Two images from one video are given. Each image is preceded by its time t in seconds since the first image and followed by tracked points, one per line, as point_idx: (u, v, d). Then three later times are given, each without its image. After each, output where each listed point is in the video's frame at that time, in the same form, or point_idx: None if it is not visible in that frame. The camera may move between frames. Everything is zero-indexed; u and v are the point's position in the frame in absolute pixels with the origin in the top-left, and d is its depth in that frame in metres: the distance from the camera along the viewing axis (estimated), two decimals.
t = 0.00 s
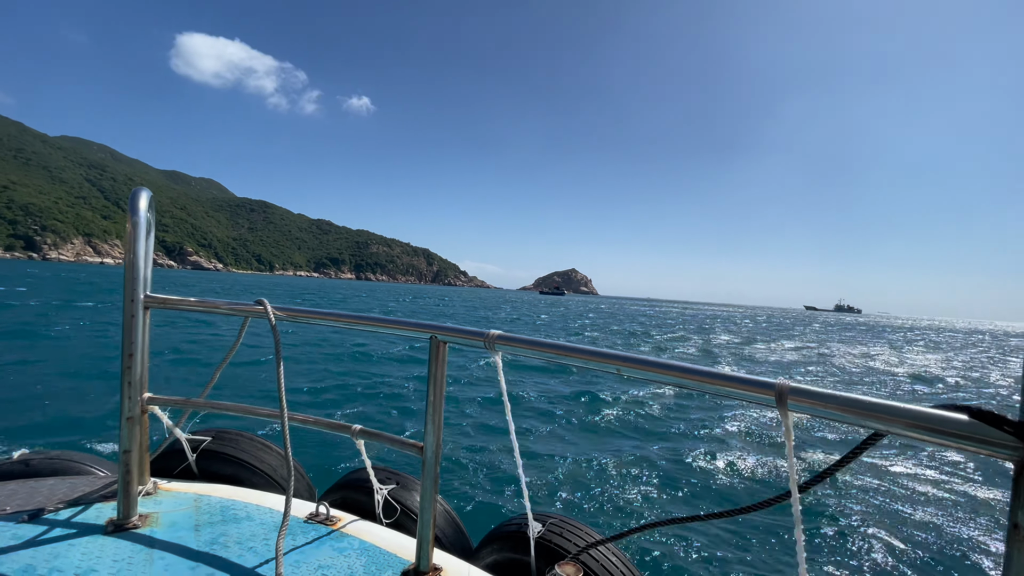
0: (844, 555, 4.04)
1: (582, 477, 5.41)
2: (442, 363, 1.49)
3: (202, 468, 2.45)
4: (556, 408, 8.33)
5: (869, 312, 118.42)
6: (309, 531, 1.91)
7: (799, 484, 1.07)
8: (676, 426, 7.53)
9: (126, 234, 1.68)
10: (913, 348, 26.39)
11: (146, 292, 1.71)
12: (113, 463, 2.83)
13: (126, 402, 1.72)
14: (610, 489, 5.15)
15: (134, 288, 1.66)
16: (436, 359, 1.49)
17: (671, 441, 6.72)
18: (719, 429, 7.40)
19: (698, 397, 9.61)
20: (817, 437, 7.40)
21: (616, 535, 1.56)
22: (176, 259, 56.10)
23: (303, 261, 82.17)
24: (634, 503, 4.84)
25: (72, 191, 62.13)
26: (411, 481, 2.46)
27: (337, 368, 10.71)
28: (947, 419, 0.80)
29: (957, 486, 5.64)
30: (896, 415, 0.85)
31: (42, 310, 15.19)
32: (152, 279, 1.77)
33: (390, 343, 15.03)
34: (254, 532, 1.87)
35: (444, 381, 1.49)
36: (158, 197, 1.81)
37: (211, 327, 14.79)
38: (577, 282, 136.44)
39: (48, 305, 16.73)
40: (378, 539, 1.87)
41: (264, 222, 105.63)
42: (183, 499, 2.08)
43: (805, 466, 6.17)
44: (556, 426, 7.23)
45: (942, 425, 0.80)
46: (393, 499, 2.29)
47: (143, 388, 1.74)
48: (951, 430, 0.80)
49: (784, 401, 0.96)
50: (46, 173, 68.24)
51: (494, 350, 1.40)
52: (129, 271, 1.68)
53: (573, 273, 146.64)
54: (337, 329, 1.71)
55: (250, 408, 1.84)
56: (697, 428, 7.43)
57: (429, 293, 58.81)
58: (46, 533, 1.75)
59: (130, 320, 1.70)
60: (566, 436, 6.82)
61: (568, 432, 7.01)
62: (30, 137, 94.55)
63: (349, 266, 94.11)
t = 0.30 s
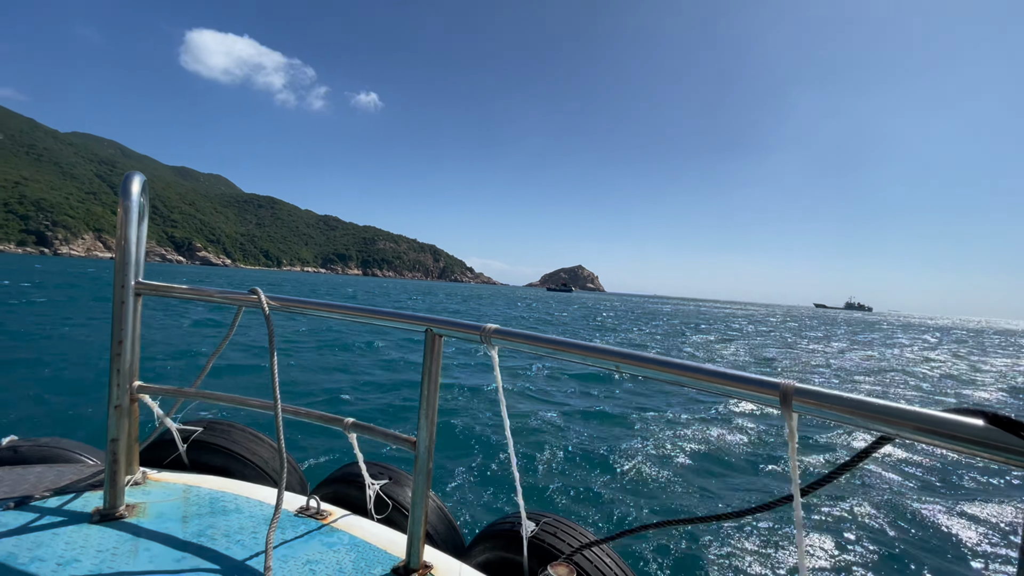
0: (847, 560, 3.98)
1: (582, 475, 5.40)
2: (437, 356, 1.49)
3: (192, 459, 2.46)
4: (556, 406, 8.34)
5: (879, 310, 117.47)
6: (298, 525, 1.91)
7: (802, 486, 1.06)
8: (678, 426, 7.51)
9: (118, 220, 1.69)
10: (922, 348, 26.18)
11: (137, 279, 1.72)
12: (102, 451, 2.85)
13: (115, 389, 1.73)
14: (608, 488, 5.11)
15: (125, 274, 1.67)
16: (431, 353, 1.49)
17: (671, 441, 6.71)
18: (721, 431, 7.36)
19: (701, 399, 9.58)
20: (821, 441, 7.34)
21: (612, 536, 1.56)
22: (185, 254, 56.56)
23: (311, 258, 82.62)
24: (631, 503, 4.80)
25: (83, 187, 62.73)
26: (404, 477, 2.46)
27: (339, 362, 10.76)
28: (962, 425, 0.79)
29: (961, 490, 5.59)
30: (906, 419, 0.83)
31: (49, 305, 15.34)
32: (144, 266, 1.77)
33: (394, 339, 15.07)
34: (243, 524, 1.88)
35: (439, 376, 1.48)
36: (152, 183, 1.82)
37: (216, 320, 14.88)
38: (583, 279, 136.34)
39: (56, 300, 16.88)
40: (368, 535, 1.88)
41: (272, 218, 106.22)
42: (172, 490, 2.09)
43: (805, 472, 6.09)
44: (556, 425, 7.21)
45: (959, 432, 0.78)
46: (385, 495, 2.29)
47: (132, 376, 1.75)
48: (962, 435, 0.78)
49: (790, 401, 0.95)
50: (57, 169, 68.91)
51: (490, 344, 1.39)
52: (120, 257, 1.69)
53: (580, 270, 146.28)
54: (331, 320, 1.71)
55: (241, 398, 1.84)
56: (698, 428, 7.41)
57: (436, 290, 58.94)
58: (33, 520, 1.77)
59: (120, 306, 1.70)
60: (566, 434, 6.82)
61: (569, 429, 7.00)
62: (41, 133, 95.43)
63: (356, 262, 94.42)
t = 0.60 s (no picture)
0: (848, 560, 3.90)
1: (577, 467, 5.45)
2: (432, 346, 1.50)
3: (186, 445, 2.48)
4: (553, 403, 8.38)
5: (886, 307, 116.71)
6: (292, 512, 1.93)
7: (796, 480, 1.06)
8: (672, 423, 7.56)
9: (113, 203, 1.70)
10: (926, 345, 26.08)
11: (131, 264, 1.72)
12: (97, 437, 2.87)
13: (109, 373, 1.74)
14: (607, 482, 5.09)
15: (119, 259, 1.68)
16: (427, 343, 1.49)
17: (664, 437, 6.76)
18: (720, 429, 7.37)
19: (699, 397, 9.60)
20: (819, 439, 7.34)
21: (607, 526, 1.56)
22: (191, 249, 56.91)
23: (316, 254, 82.96)
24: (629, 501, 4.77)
25: (91, 183, 63.21)
26: (398, 466, 2.48)
27: (341, 357, 10.81)
28: (955, 421, 0.79)
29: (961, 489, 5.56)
30: (900, 414, 0.83)
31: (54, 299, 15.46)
32: (139, 252, 1.78)
33: (396, 335, 15.12)
34: (236, 511, 1.90)
35: (435, 365, 1.49)
36: (147, 168, 1.83)
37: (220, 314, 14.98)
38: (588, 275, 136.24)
39: (62, 294, 17.03)
40: (360, 522, 1.89)
41: (278, 214, 106.62)
42: (165, 475, 2.11)
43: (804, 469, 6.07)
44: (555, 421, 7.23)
45: (952, 427, 0.78)
46: (379, 484, 2.31)
47: (126, 360, 1.77)
48: (958, 431, 0.78)
49: (784, 395, 0.95)
50: (65, 164, 69.38)
51: (486, 334, 1.40)
52: (114, 241, 1.70)
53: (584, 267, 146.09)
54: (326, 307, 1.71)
55: (236, 385, 1.86)
56: (692, 425, 7.45)
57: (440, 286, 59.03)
58: (26, 503, 1.79)
59: (114, 291, 1.72)
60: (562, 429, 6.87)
61: (564, 425, 7.06)
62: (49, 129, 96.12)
63: (361, 258, 94.72)
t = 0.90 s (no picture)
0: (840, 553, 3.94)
1: (570, 464, 5.52)
2: (430, 341, 1.50)
3: (187, 437, 2.51)
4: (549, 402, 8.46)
5: (892, 305, 116.12)
6: (292, 503, 1.94)
7: (781, 474, 1.07)
8: (666, 423, 7.64)
9: (113, 198, 1.72)
10: (928, 343, 26.04)
11: (132, 258, 1.74)
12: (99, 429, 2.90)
13: (110, 367, 1.76)
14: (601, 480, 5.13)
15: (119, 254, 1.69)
16: (425, 338, 1.50)
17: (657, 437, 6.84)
18: (715, 429, 7.43)
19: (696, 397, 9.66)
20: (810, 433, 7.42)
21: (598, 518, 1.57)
22: (197, 245, 57.27)
23: (321, 250, 83.25)
24: (621, 498, 4.79)
25: (97, 179, 63.58)
26: (397, 458, 2.49)
27: (343, 351, 10.87)
28: (934, 419, 0.80)
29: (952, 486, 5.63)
30: (881, 411, 0.84)
31: (58, 294, 15.55)
32: (140, 246, 1.80)
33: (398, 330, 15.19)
34: (238, 501, 1.92)
35: (432, 359, 1.50)
36: (147, 162, 1.84)
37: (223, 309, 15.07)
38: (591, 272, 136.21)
39: (67, 289, 17.16)
40: (360, 513, 1.90)
41: (282, 210, 106.90)
42: (167, 466, 2.13)
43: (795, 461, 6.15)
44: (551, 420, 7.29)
45: (931, 424, 0.79)
46: (378, 475, 2.32)
47: (127, 354, 1.78)
48: (936, 427, 0.79)
49: (771, 391, 0.95)
50: (72, 160, 69.73)
51: (483, 329, 1.40)
52: (114, 234, 1.71)
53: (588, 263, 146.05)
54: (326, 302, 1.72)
55: (236, 378, 1.87)
56: (686, 425, 7.53)
57: (443, 282, 59.13)
58: (31, 493, 1.81)
59: (115, 285, 1.73)
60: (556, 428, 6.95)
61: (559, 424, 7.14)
62: (56, 125, 96.63)
63: (365, 254, 95.00)
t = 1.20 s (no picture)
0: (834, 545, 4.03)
1: (573, 453, 5.53)
2: (435, 331, 1.51)
3: (194, 429, 2.53)
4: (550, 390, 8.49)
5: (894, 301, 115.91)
6: (300, 492, 1.96)
7: (780, 457, 1.08)
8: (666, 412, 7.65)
9: (118, 192, 1.72)
10: (930, 339, 26.09)
11: (138, 253, 1.75)
12: (105, 422, 2.92)
13: (118, 360, 1.76)
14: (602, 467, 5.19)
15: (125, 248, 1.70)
16: (430, 328, 1.51)
17: (656, 425, 6.88)
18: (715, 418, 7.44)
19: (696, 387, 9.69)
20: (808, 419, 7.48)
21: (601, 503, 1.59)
22: (200, 240, 57.41)
23: (323, 245, 83.31)
24: (623, 484, 4.80)
25: (99, 174, 63.53)
26: (403, 447, 2.50)
27: (345, 345, 10.89)
28: (928, 398, 0.80)
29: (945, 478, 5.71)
30: (877, 393, 0.84)
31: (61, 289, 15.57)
32: (145, 241, 1.80)
33: (400, 324, 15.21)
34: (247, 491, 1.93)
35: (438, 350, 1.51)
36: (150, 156, 1.84)
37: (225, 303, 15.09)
38: (593, 268, 136.46)
39: (69, 284, 17.18)
40: (367, 501, 1.91)
41: (285, 206, 106.94)
42: (176, 458, 2.14)
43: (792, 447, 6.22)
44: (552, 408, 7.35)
45: (924, 405, 0.80)
46: (384, 465, 2.33)
47: (135, 348, 1.79)
48: (929, 408, 0.80)
49: (771, 375, 0.95)
50: (74, 155, 69.72)
51: (488, 320, 1.40)
52: (120, 229, 1.72)
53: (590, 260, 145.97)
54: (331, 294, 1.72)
55: (242, 371, 1.87)
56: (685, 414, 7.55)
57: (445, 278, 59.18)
58: (41, 486, 1.83)
59: (122, 280, 1.74)
60: (557, 417, 6.97)
61: (560, 413, 7.15)
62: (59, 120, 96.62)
63: (367, 249, 95.07)
